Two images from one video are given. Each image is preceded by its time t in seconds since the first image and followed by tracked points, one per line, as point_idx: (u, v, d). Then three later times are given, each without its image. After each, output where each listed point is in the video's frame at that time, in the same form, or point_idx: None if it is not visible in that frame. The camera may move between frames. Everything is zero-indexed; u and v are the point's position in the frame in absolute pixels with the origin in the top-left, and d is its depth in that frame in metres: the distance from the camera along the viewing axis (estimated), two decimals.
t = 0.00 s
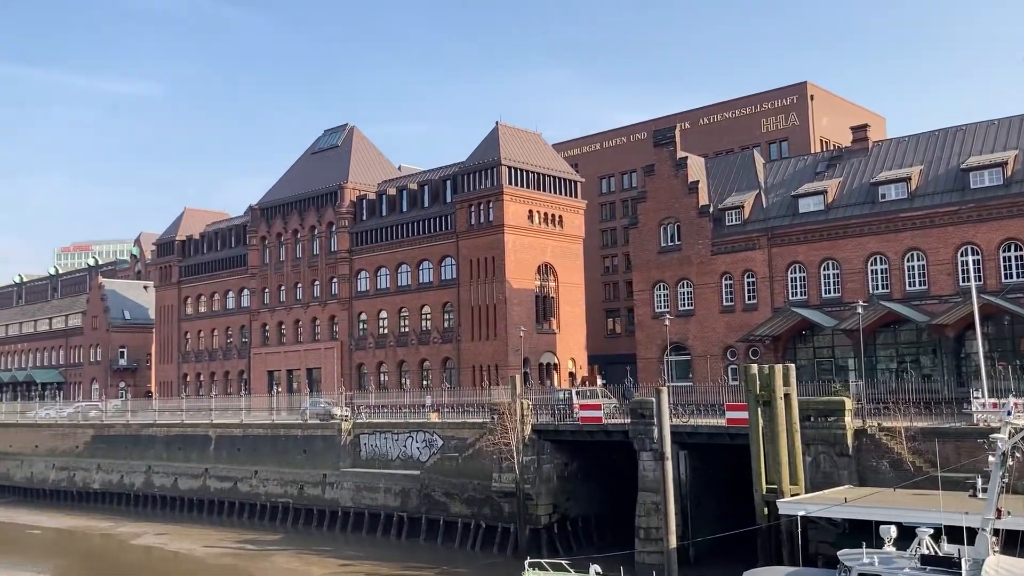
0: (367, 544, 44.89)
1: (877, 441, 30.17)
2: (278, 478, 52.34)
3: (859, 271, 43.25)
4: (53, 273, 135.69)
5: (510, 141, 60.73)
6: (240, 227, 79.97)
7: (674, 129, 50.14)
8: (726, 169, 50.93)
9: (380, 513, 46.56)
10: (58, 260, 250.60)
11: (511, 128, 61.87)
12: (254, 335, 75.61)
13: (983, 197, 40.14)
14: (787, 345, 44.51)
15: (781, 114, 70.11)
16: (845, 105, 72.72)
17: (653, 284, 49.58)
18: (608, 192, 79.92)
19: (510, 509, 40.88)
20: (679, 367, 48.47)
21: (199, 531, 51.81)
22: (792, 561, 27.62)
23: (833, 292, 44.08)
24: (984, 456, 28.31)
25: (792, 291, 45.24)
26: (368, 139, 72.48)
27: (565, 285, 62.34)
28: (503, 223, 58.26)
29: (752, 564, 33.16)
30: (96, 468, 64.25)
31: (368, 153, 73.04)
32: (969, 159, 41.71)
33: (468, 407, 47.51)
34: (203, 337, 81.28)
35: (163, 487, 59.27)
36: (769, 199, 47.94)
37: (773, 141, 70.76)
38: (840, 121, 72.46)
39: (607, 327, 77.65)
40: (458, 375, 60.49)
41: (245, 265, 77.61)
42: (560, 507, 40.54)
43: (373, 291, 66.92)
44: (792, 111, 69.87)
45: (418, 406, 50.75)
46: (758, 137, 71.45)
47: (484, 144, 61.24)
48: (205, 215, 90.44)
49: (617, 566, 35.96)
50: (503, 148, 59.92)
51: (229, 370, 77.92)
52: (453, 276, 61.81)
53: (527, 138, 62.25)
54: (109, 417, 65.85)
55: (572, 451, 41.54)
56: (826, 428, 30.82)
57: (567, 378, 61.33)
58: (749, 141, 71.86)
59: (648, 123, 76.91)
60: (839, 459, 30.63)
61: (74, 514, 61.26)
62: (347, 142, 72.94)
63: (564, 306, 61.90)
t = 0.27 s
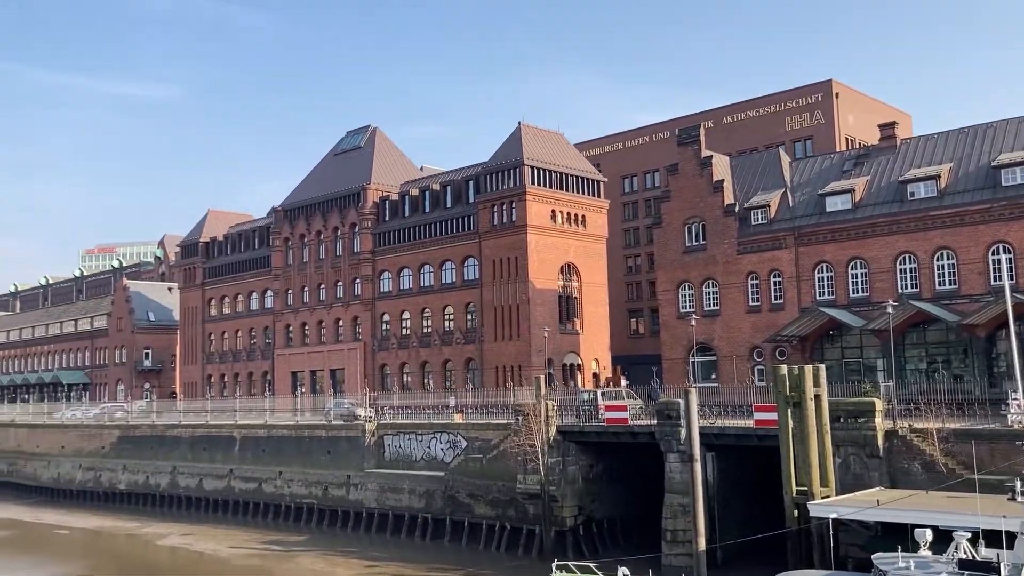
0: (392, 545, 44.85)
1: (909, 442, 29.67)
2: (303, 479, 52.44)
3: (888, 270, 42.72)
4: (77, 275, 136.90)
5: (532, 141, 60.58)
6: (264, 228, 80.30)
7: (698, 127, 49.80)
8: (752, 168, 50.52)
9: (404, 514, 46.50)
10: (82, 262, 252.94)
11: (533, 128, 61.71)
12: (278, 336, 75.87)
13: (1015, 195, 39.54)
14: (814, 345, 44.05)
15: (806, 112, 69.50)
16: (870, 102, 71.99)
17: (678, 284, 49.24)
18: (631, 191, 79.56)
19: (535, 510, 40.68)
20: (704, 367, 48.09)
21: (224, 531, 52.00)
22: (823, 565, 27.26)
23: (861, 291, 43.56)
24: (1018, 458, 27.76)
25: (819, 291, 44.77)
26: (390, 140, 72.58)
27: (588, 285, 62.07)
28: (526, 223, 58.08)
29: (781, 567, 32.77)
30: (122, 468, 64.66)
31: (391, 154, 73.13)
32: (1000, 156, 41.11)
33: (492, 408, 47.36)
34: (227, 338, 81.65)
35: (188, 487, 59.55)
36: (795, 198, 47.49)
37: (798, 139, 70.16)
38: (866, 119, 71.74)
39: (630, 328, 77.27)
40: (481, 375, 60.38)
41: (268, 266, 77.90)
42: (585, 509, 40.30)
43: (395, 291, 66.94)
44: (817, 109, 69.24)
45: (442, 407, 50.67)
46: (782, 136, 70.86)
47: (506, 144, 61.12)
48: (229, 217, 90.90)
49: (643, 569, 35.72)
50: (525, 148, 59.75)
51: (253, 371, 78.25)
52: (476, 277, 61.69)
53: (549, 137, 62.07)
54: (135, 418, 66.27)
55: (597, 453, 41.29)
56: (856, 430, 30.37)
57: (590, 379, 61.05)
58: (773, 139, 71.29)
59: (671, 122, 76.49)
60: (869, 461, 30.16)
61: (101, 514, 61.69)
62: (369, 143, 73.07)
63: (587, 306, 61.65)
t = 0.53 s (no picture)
0: (416, 544, 44.81)
1: (940, 441, 29.29)
2: (326, 477, 52.54)
3: (916, 267, 42.21)
4: (100, 275, 138.01)
5: (554, 139, 60.41)
6: (286, 227, 80.59)
7: (723, 124, 49.46)
8: (777, 164, 50.14)
9: (428, 513, 46.47)
10: (104, 262, 255.18)
11: (555, 126, 61.54)
12: (300, 334, 76.11)
13: None
14: (841, 343, 43.60)
15: (830, 107, 68.89)
16: (895, 97, 71.26)
17: (702, 281, 48.90)
18: (652, 189, 79.19)
19: (559, 509, 40.49)
20: (729, 366, 47.72)
21: (249, 530, 52.18)
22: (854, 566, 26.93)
23: (889, 288, 43.05)
24: None
25: (846, 288, 44.31)
26: (412, 139, 72.65)
27: (611, 283, 61.81)
28: (548, 221, 57.89)
29: (810, 568, 32.43)
30: (147, 467, 65.08)
31: (412, 153, 73.19)
32: None
33: (515, 407, 47.25)
34: (250, 337, 82.02)
35: (213, 485, 59.83)
36: (821, 194, 47.08)
37: (821, 136, 69.56)
38: (891, 114, 71.00)
39: (653, 326, 76.89)
40: (504, 374, 60.26)
41: (291, 266, 78.15)
42: (610, 508, 40.10)
43: (417, 290, 66.95)
44: (841, 105, 68.62)
45: (465, 406, 50.60)
46: (806, 132, 70.28)
47: (528, 141, 60.98)
48: (251, 216, 91.29)
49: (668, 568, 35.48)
50: (547, 145, 59.59)
51: (276, 370, 78.55)
52: (498, 275, 61.57)
53: (571, 135, 61.88)
54: (160, 417, 66.65)
55: (621, 452, 41.07)
56: (886, 428, 29.94)
57: (613, 378, 60.78)
58: (796, 135, 70.73)
59: (693, 118, 76.06)
60: (900, 460, 29.72)
61: (127, 512, 62.07)
62: (391, 142, 73.16)
63: (610, 305, 61.39)
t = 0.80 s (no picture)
0: (437, 543, 44.75)
1: (969, 440, 28.85)
2: (347, 477, 52.57)
3: (942, 263, 41.73)
4: (120, 276, 138.87)
5: (573, 137, 60.22)
6: (305, 227, 80.75)
7: (744, 120, 49.10)
8: (799, 161, 49.74)
9: (449, 512, 46.40)
10: (125, 263, 256.76)
11: (574, 124, 61.34)
12: (320, 334, 76.26)
13: None
14: (865, 341, 43.18)
15: (851, 104, 68.33)
16: (917, 92, 70.57)
17: (724, 279, 48.55)
18: (672, 187, 78.83)
19: (581, 509, 40.29)
20: (752, 364, 47.34)
21: (271, 529, 52.27)
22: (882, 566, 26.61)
23: (914, 285, 42.59)
24: None
25: (870, 285, 43.87)
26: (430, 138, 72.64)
27: (631, 282, 61.53)
28: (567, 219, 57.69)
29: (837, 568, 32.08)
30: (169, 466, 65.37)
31: (431, 152, 73.16)
32: None
33: (536, 406, 47.10)
34: (269, 337, 82.27)
35: (234, 485, 59.99)
36: (844, 191, 46.66)
37: (843, 132, 69.00)
38: (913, 110, 70.31)
39: (673, 325, 76.49)
40: (523, 373, 60.10)
41: (310, 266, 78.30)
42: (632, 507, 39.87)
43: (437, 289, 66.91)
44: (862, 101, 68.04)
45: (485, 404, 50.49)
46: (827, 128, 69.74)
47: (547, 139, 60.80)
48: (270, 216, 91.56)
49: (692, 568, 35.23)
50: (567, 143, 59.38)
51: (296, 370, 78.76)
52: (518, 274, 61.42)
53: (591, 133, 61.67)
54: (181, 416, 66.90)
55: (643, 451, 40.83)
56: (913, 427, 29.54)
57: (634, 377, 60.50)
58: (817, 132, 70.20)
59: (712, 116, 75.64)
60: (927, 459, 29.29)
61: (149, 512, 62.36)
62: (409, 141, 73.18)
63: (630, 303, 61.13)
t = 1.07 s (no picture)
0: (457, 541, 44.75)
1: (995, 438, 28.50)
2: (366, 475, 52.65)
3: (964, 259, 41.34)
4: (138, 276, 139.75)
5: (590, 134, 60.05)
6: (322, 226, 80.92)
7: (763, 116, 48.80)
8: (818, 157, 49.41)
9: (469, 511, 46.39)
10: (142, 263, 258.22)
11: (591, 121, 61.16)
12: (338, 333, 76.44)
13: None
14: (886, 338, 42.84)
15: (869, 99, 67.83)
16: (937, 87, 69.97)
17: (743, 276, 48.30)
18: (689, 184, 78.52)
19: (601, 507, 40.15)
20: (772, 362, 47.06)
21: (290, 527, 52.43)
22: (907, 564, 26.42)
23: (936, 282, 42.22)
24: None
25: (891, 282, 43.54)
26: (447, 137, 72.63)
27: (648, 279, 61.31)
28: (585, 217, 57.53)
29: (860, 567, 31.86)
30: (188, 465, 65.69)
31: (447, 150, 73.14)
32: None
33: (555, 404, 47.00)
34: (287, 336, 82.55)
35: (253, 483, 60.20)
36: (865, 187, 46.32)
37: (861, 128, 68.52)
38: (933, 105, 69.69)
39: (690, 323, 76.19)
40: (541, 372, 60.01)
41: (327, 265, 78.49)
42: (652, 505, 39.71)
43: (454, 288, 66.92)
44: (881, 96, 67.53)
45: (503, 403, 50.43)
46: (845, 124, 69.26)
47: (564, 137, 60.66)
48: (287, 216, 91.83)
49: (713, 566, 35.06)
50: (584, 141, 59.22)
51: (314, 369, 79.02)
52: (535, 272, 61.32)
53: (608, 130, 61.48)
54: (200, 415, 67.20)
55: (663, 449, 40.67)
56: (937, 425, 29.17)
57: (652, 375, 60.30)
58: (835, 128, 69.74)
59: (729, 112, 75.27)
60: (952, 456, 28.94)
61: (169, 510, 62.68)
62: (426, 139, 73.19)
63: (648, 301, 60.92)
